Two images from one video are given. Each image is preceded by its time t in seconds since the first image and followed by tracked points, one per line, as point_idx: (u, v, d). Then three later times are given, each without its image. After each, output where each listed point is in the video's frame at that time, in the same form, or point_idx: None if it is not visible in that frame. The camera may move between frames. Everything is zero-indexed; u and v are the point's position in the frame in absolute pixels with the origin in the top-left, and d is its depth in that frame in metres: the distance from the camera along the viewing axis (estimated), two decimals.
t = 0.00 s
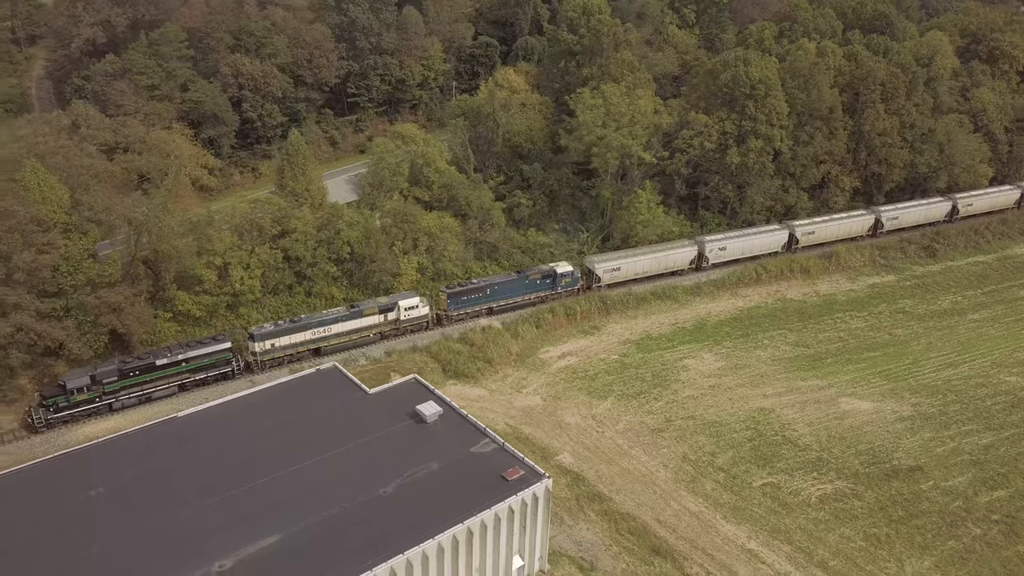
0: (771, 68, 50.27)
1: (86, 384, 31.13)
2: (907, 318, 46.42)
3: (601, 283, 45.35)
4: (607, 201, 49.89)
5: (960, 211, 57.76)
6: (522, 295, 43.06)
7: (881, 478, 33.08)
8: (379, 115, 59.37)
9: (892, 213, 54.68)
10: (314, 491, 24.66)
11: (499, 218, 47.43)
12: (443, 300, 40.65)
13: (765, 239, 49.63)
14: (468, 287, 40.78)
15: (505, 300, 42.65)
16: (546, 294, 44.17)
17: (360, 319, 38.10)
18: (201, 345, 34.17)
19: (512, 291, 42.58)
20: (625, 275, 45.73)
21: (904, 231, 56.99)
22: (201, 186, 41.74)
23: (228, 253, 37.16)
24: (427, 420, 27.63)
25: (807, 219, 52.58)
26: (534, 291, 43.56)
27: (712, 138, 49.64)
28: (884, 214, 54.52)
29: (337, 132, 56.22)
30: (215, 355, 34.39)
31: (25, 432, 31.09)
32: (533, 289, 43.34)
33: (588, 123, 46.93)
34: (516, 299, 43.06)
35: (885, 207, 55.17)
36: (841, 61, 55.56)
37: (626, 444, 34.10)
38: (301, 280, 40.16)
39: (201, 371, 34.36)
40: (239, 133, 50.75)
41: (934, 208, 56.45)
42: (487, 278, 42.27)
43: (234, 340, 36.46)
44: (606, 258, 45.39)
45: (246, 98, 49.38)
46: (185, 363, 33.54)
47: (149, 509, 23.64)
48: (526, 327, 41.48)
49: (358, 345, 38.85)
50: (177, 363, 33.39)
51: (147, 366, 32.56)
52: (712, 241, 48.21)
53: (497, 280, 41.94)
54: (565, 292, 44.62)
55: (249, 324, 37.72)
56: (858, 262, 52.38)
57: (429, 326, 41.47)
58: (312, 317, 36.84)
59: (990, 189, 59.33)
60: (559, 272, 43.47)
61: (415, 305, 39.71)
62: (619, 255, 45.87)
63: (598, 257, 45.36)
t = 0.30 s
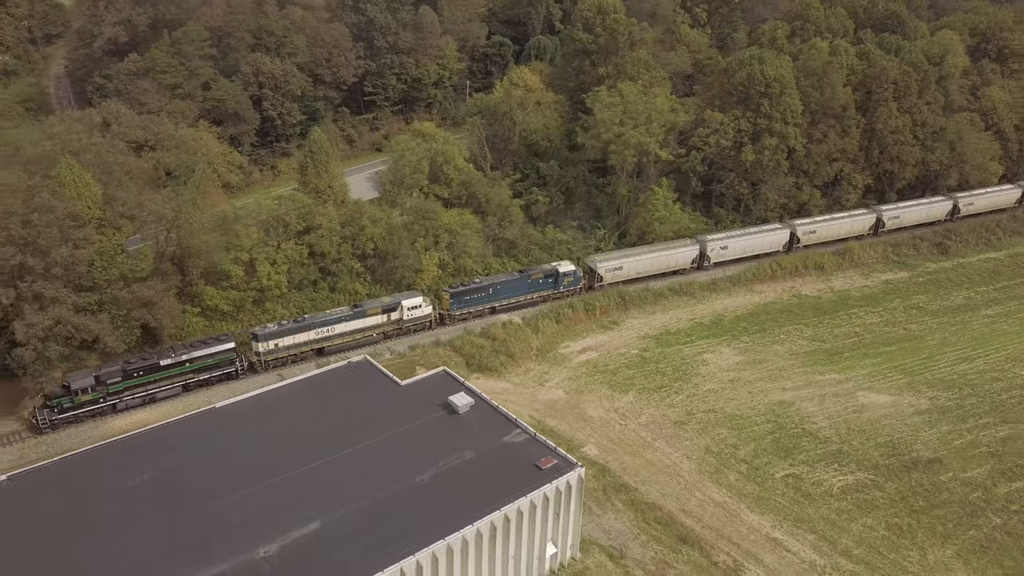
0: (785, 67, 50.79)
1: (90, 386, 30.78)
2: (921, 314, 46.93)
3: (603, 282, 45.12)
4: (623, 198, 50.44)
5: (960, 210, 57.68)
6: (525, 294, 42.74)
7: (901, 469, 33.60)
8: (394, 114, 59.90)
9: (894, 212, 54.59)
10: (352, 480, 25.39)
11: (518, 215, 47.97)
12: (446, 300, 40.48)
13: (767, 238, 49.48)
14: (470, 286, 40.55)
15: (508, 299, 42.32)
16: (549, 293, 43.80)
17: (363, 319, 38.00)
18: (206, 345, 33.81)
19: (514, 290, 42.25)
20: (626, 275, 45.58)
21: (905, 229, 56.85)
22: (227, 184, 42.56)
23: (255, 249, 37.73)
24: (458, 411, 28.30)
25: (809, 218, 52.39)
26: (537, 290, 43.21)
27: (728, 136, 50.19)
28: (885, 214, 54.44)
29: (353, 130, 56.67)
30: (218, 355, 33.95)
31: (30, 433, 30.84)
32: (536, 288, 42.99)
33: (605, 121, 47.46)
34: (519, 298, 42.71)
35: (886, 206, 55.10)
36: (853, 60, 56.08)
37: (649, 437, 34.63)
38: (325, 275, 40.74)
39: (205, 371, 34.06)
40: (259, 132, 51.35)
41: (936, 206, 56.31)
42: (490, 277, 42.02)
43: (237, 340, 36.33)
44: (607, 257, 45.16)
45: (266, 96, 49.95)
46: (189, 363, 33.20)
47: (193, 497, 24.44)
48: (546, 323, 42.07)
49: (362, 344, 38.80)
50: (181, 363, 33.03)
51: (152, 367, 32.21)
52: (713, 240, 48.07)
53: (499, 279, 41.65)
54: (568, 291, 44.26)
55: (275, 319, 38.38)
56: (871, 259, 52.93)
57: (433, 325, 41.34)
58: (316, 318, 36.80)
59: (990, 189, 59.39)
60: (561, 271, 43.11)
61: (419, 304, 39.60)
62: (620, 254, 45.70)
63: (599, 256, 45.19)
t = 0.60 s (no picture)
0: (799, 65, 51.32)
1: (95, 385, 30.96)
2: (935, 309, 47.43)
3: (606, 280, 45.42)
4: (639, 195, 50.95)
5: (961, 210, 57.91)
6: (528, 293, 43.08)
7: (921, 460, 34.12)
8: (410, 112, 60.43)
9: (895, 211, 54.79)
10: (392, 467, 26.03)
11: (536, 212, 48.46)
12: (450, 299, 40.65)
13: (769, 237, 49.64)
14: (474, 285, 40.84)
15: (511, 298, 42.65)
16: (552, 292, 44.20)
17: (366, 319, 38.16)
18: (210, 345, 34.00)
19: (517, 290, 42.58)
20: (628, 274, 45.91)
21: (906, 228, 57.06)
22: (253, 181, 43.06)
23: (282, 245, 38.40)
24: (491, 401, 28.92)
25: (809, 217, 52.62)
26: (539, 290, 43.56)
27: (743, 133, 50.69)
28: (885, 213, 54.66)
29: (370, 128, 57.14)
30: (222, 355, 34.11)
31: (36, 433, 30.93)
32: (539, 287, 43.33)
33: (623, 119, 47.96)
34: (522, 297, 43.06)
35: (888, 205, 55.30)
36: (866, 58, 56.60)
37: (672, 429, 35.18)
38: (350, 271, 41.27)
39: (209, 371, 34.22)
40: (280, 130, 51.93)
41: (937, 205, 56.56)
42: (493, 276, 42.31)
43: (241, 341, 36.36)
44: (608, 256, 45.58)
45: (287, 95, 50.48)
46: (194, 363, 33.36)
47: (235, 486, 25.06)
48: (566, 317, 42.63)
49: (365, 343, 38.94)
50: (186, 363, 33.19)
51: (156, 367, 32.36)
52: (715, 240, 48.22)
53: (503, 278, 41.97)
54: (570, 290, 44.65)
55: (301, 313, 38.90)
56: (884, 255, 53.48)
57: (437, 324, 41.41)
58: (319, 317, 36.94)
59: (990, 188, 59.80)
60: (564, 270, 43.48)
61: (422, 303, 39.72)
62: (622, 253, 46.03)
63: (602, 255, 45.54)
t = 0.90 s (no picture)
0: (814, 63, 51.82)
1: (101, 385, 31.07)
2: (948, 304, 47.94)
3: (608, 280, 45.40)
4: (656, 192, 51.47)
5: (961, 208, 57.92)
6: (531, 292, 43.20)
7: (940, 451, 34.66)
8: (426, 110, 60.98)
9: (896, 210, 54.65)
10: (429, 456, 26.66)
11: (554, 209, 48.96)
12: (453, 298, 40.77)
13: (771, 235, 49.77)
14: (477, 284, 40.96)
15: (514, 297, 42.72)
16: (555, 291, 44.33)
17: (371, 318, 38.30)
18: (215, 344, 34.17)
19: (520, 288, 42.66)
20: (631, 272, 45.83)
21: (907, 228, 56.99)
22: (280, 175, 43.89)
23: (308, 240, 38.95)
24: (521, 392, 29.58)
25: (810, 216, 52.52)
26: (542, 288, 43.70)
27: (757, 131, 51.24)
28: (888, 212, 54.51)
29: (387, 126, 57.68)
30: (227, 354, 34.27)
31: (42, 433, 30.96)
32: (542, 286, 43.46)
33: (640, 116, 48.48)
34: (525, 296, 43.16)
35: (889, 204, 55.22)
36: (879, 56, 57.12)
37: (695, 421, 35.77)
38: (373, 266, 41.91)
39: (214, 370, 34.34)
40: (300, 127, 52.57)
41: (938, 204, 56.58)
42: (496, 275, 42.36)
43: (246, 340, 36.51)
44: (611, 255, 45.56)
45: (307, 93, 51.04)
46: (199, 363, 33.50)
47: (277, 474, 25.66)
48: (586, 312, 43.23)
49: (369, 342, 39.03)
50: (192, 362, 33.32)
51: (162, 367, 32.50)
52: (717, 238, 48.31)
53: (505, 277, 42.00)
54: (573, 289, 44.78)
55: (326, 307, 39.45)
56: (897, 251, 54.03)
57: (440, 323, 41.49)
58: (324, 316, 37.01)
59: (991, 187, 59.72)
60: (567, 269, 43.60)
61: (426, 302, 39.85)
62: (625, 252, 45.98)
63: (604, 254, 45.49)
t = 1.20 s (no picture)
0: (827, 61, 52.40)
1: (107, 384, 30.90)
2: (962, 299, 48.48)
3: (611, 278, 45.63)
4: (671, 189, 52.11)
5: (963, 206, 58.28)
6: (535, 291, 43.26)
7: (959, 442, 35.23)
8: (441, 108, 61.58)
9: (898, 208, 54.94)
10: (464, 443, 27.28)
11: (571, 205, 49.53)
12: (457, 297, 40.72)
13: (772, 234, 50.07)
14: (481, 283, 40.91)
15: (519, 295, 42.75)
16: (558, 289, 44.41)
17: (375, 316, 38.14)
18: (220, 343, 33.96)
19: (524, 287, 42.71)
20: (633, 271, 46.05)
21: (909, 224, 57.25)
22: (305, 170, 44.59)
23: (334, 235, 39.47)
24: (551, 382, 30.22)
25: (813, 214, 52.75)
26: (546, 287, 43.75)
27: (772, 128, 51.93)
28: (889, 210, 54.91)
29: (404, 124, 58.30)
30: (233, 354, 34.06)
31: (48, 433, 30.89)
32: (545, 284, 43.50)
33: (657, 113, 49.06)
34: (530, 294, 43.25)
35: (890, 202, 55.44)
36: (891, 54, 57.69)
37: (717, 412, 36.36)
38: (397, 261, 42.50)
39: (220, 369, 34.16)
40: (319, 125, 53.28)
41: (940, 202, 56.87)
42: (500, 273, 42.28)
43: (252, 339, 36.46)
44: (614, 253, 45.76)
45: (327, 90, 51.72)
46: (204, 362, 33.31)
47: (317, 460, 26.27)
48: (606, 307, 43.87)
49: (374, 341, 38.94)
50: (196, 362, 33.12)
51: (168, 366, 32.32)
52: (719, 237, 48.61)
53: (509, 275, 41.97)
54: (576, 287, 44.92)
55: (351, 302, 40.03)
56: (910, 247, 54.62)
57: (443, 322, 41.65)
58: (328, 315, 36.93)
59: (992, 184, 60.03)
60: (570, 268, 43.64)
61: (430, 301, 39.62)
62: (627, 250, 46.18)
63: (606, 252, 45.68)
